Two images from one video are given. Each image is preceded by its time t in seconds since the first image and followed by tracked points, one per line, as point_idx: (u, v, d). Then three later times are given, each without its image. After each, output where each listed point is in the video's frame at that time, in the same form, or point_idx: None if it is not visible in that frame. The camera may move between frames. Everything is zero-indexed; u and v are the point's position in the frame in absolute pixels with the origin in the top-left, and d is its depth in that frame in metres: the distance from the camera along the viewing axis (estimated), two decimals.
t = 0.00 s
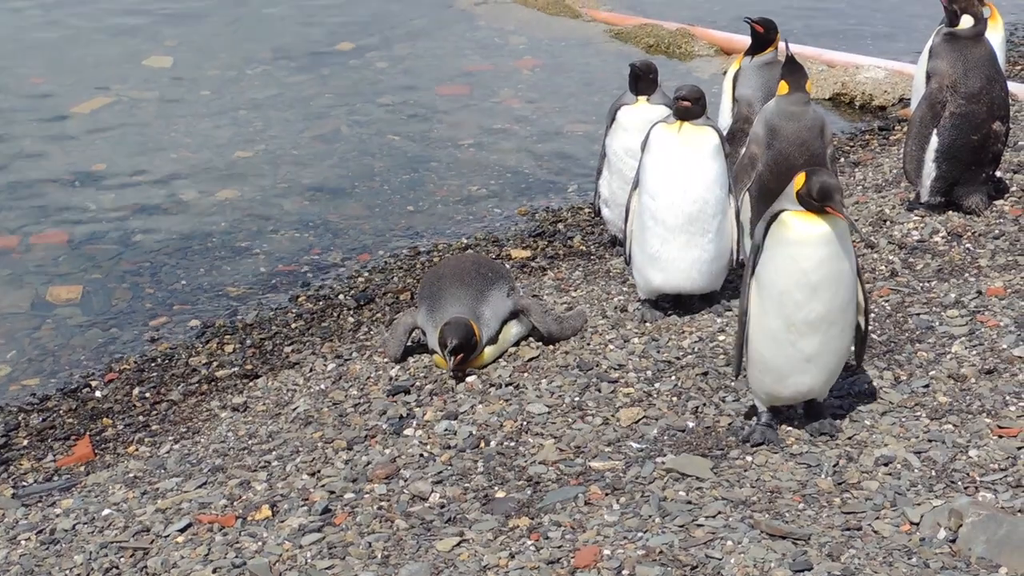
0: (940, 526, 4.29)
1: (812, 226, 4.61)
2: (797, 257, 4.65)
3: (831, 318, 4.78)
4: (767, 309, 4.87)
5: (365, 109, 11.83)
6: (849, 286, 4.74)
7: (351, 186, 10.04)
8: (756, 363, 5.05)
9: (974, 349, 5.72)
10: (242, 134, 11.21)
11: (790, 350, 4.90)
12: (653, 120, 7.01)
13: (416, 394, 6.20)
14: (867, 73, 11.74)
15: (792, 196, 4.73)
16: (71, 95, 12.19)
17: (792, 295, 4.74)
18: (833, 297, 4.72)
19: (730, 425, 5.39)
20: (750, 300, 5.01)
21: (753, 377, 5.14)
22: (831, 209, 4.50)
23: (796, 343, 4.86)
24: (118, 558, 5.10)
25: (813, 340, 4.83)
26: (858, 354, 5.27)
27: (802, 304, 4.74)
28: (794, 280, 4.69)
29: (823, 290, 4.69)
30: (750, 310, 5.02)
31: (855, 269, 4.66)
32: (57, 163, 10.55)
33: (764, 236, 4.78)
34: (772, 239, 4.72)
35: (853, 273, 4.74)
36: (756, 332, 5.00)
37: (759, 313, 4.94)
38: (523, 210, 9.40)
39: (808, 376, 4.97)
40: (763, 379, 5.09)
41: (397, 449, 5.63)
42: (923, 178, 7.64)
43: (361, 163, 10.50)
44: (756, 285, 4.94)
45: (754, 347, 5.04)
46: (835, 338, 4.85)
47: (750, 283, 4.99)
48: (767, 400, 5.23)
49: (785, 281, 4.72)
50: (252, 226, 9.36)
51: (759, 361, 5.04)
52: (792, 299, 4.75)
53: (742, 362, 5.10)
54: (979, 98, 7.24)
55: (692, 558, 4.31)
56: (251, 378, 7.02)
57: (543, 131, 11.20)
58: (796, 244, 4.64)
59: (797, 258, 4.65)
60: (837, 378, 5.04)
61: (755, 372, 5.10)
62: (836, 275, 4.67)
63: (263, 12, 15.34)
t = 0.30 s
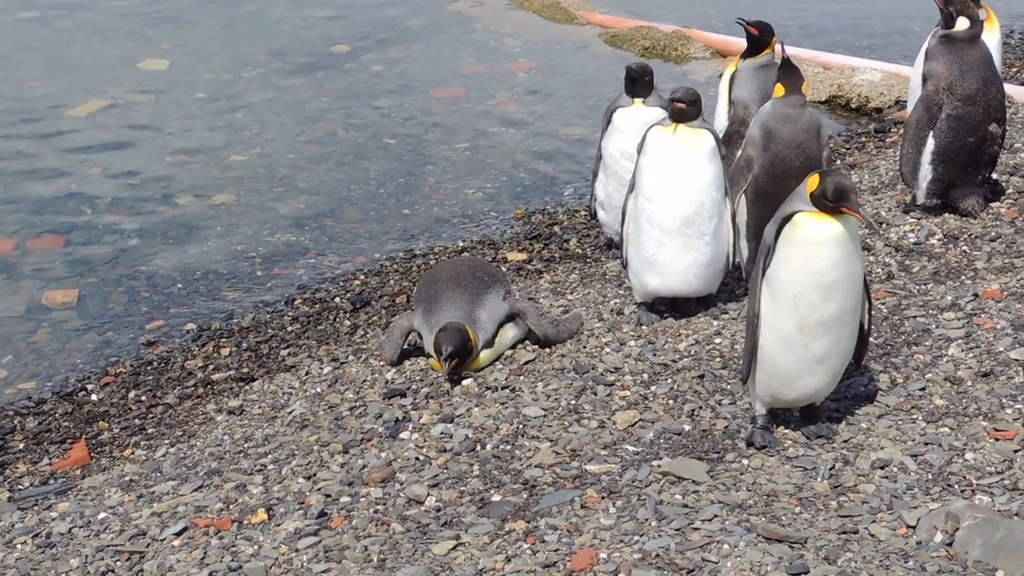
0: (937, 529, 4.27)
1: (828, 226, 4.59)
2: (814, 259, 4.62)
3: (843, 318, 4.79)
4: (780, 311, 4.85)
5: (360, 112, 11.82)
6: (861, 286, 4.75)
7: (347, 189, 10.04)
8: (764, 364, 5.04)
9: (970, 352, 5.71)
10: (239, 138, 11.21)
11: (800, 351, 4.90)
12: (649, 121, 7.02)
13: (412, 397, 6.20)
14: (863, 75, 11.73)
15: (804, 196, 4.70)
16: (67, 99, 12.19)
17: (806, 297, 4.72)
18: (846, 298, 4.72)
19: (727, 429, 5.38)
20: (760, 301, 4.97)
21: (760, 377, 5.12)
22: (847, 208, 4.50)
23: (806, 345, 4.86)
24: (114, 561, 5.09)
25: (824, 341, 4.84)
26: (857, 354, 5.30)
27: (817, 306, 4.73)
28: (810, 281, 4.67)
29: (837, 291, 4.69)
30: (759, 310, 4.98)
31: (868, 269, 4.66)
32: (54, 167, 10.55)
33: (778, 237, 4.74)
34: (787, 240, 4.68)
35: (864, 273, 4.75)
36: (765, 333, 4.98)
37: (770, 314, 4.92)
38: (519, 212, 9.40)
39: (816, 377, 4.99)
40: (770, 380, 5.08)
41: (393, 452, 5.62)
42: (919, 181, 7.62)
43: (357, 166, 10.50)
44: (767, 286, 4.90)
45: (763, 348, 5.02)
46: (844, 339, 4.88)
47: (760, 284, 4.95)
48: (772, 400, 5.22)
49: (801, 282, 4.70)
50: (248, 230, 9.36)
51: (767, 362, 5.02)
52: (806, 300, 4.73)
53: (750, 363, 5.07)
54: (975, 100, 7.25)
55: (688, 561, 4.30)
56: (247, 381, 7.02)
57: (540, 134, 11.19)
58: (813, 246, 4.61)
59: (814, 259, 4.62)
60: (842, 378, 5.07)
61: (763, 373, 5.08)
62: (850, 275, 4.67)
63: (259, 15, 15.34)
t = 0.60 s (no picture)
0: (936, 532, 4.26)
1: (825, 229, 4.61)
2: (811, 261, 4.64)
3: (838, 320, 4.81)
4: (776, 313, 4.84)
5: (359, 114, 11.82)
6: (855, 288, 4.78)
7: (346, 192, 10.04)
8: (759, 368, 5.03)
9: (970, 355, 5.70)
10: (238, 140, 11.21)
11: (795, 354, 4.90)
12: (648, 123, 7.03)
13: (410, 399, 6.20)
14: (863, 77, 11.72)
15: (802, 198, 4.71)
16: (67, 100, 12.20)
17: (803, 299, 4.73)
18: (841, 300, 4.74)
19: (725, 431, 5.37)
20: (755, 304, 4.96)
21: (753, 381, 5.11)
22: (844, 212, 4.53)
23: (802, 347, 4.87)
24: (112, 564, 5.09)
25: (819, 343, 4.85)
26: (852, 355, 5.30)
27: (813, 308, 4.74)
28: (807, 283, 4.68)
29: (834, 293, 4.70)
30: (754, 313, 4.97)
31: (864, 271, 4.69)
32: (54, 169, 10.56)
33: (774, 240, 4.75)
34: (784, 242, 4.68)
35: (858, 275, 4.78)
36: (760, 337, 4.97)
37: (765, 317, 4.91)
38: (518, 214, 9.39)
39: (811, 379, 4.99)
40: (764, 383, 5.07)
41: (392, 455, 5.62)
42: (918, 183, 7.60)
43: (356, 169, 10.50)
44: (763, 288, 4.89)
45: (756, 350, 5.00)
46: (839, 341, 4.90)
47: (754, 288, 4.95)
48: (766, 403, 5.21)
49: (798, 285, 4.71)
50: (247, 232, 9.36)
51: (762, 365, 5.01)
52: (803, 302, 4.74)
53: (744, 367, 5.05)
54: (974, 102, 7.24)
55: (688, 564, 4.29)
56: (246, 384, 7.02)
57: (539, 136, 11.19)
58: (811, 248, 4.62)
59: (811, 262, 4.64)
60: (836, 380, 5.09)
61: (757, 376, 5.07)
62: (847, 277, 4.69)
63: (259, 17, 15.35)
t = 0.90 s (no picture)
0: (937, 535, 4.24)
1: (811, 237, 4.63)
2: (801, 265, 4.66)
3: (829, 322, 4.80)
4: (766, 316, 4.85)
5: (359, 116, 11.82)
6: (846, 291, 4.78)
7: (346, 194, 10.03)
8: (752, 370, 5.02)
9: (970, 357, 5.69)
10: (238, 142, 11.21)
11: (787, 356, 4.88)
12: (648, 124, 7.05)
13: (410, 401, 6.19)
14: (863, 79, 11.72)
15: (791, 204, 4.74)
16: (67, 102, 12.20)
17: (794, 301, 4.73)
18: (832, 302, 4.74)
19: (726, 433, 5.36)
20: (747, 307, 4.97)
21: (746, 384, 5.10)
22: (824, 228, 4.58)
23: (793, 350, 4.85)
24: (112, 566, 5.08)
25: (811, 346, 4.84)
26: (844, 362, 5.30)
27: (803, 311, 4.74)
28: (796, 286, 4.69)
29: (824, 296, 4.71)
30: (746, 316, 4.98)
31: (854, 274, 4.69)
32: (54, 171, 10.56)
33: (765, 244, 4.77)
34: (773, 246, 4.71)
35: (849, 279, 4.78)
36: (752, 340, 4.97)
37: (756, 319, 4.91)
38: (518, 216, 9.39)
39: (803, 382, 4.97)
40: (757, 385, 5.06)
41: (392, 457, 5.61)
42: (919, 185, 7.60)
43: (356, 171, 10.49)
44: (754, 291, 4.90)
45: (748, 352, 5.01)
46: (831, 344, 4.88)
47: (747, 291, 4.96)
48: (761, 407, 5.19)
49: (787, 288, 4.72)
50: (247, 235, 9.35)
51: (754, 367, 5.01)
52: (793, 305, 4.74)
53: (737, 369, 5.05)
54: (974, 104, 7.24)
55: (688, 566, 4.28)
56: (246, 386, 7.02)
57: (539, 138, 11.18)
58: (799, 253, 4.64)
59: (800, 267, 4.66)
60: (829, 383, 5.06)
61: (750, 379, 5.06)
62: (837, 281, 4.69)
63: (259, 18, 15.36)
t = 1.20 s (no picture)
0: (938, 536, 4.23)
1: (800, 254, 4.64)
2: (795, 271, 4.68)
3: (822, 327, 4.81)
4: (760, 320, 4.85)
5: (360, 118, 11.82)
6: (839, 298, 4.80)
7: (347, 196, 10.02)
8: (748, 373, 5.02)
9: (971, 358, 5.69)
10: (238, 144, 11.21)
11: (781, 359, 4.88)
12: (649, 126, 7.05)
13: (411, 403, 6.19)
14: (863, 81, 11.73)
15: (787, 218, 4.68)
16: (68, 104, 12.21)
17: (788, 305, 4.74)
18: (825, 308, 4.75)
19: (726, 435, 5.36)
20: (741, 311, 4.98)
21: (742, 387, 5.10)
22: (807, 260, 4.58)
23: (787, 354, 4.85)
24: (112, 568, 5.08)
25: (804, 350, 4.84)
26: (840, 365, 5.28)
27: (798, 315, 4.75)
28: (789, 291, 4.71)
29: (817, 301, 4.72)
30: (740, 319, 4.99)
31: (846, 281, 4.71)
32: (55, 172, 10.57)
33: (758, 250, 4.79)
34: (766, 254, 4.73)
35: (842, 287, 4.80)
36: (746, 344, 4.97)
37: (750, 323, 4.92)
38: (519, 218, 9.39)
39: (797, 386, 4.97)
40: (752, 388, 5.06)
41: (393, 459, 5.61)
42: (919, 186, 7.60)
43: (356, 173, 10.49)
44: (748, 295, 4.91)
45: (743, 355, 5.01)
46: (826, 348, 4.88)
47: (741, 294, 4.97)
48: (757, 410, 5.19)
49: (780, 293, 4.73)
50: (247, 236, 9.35)
51: (749, 370, 5.01)
52: (787, 309, 4.75)
53: (732, 372, 5.05)
54: (975, 105, 7.23)
55: (689, 568, 4.27)
56: (246, 388, 7.02)
57: (540, 140, 11.18)
58: (793, 259, 4.66)
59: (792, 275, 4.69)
60: (824, 388, 5.06)
61: (745, 381, 5.06)
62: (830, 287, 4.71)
63: (259, 20, 15.36)
